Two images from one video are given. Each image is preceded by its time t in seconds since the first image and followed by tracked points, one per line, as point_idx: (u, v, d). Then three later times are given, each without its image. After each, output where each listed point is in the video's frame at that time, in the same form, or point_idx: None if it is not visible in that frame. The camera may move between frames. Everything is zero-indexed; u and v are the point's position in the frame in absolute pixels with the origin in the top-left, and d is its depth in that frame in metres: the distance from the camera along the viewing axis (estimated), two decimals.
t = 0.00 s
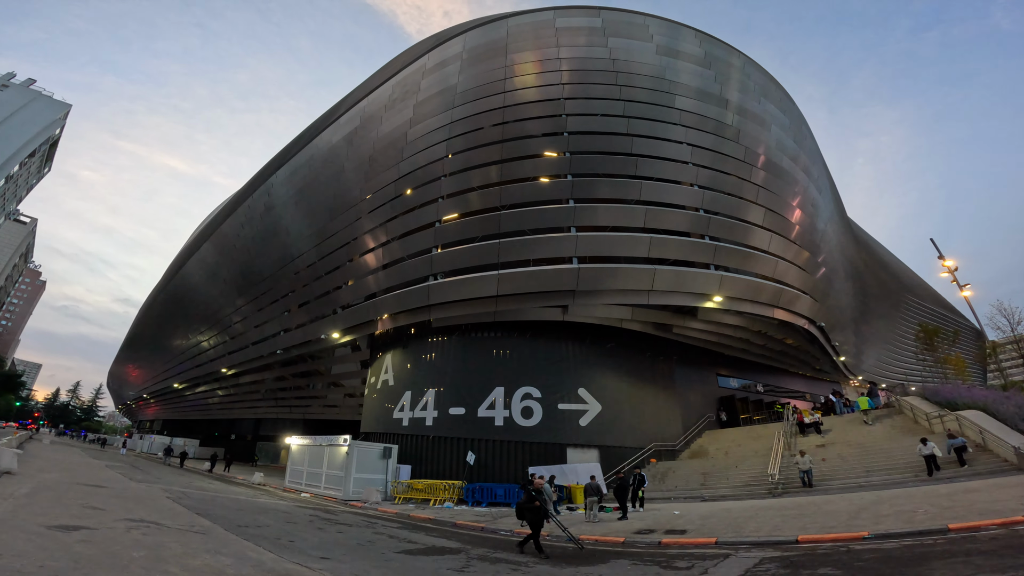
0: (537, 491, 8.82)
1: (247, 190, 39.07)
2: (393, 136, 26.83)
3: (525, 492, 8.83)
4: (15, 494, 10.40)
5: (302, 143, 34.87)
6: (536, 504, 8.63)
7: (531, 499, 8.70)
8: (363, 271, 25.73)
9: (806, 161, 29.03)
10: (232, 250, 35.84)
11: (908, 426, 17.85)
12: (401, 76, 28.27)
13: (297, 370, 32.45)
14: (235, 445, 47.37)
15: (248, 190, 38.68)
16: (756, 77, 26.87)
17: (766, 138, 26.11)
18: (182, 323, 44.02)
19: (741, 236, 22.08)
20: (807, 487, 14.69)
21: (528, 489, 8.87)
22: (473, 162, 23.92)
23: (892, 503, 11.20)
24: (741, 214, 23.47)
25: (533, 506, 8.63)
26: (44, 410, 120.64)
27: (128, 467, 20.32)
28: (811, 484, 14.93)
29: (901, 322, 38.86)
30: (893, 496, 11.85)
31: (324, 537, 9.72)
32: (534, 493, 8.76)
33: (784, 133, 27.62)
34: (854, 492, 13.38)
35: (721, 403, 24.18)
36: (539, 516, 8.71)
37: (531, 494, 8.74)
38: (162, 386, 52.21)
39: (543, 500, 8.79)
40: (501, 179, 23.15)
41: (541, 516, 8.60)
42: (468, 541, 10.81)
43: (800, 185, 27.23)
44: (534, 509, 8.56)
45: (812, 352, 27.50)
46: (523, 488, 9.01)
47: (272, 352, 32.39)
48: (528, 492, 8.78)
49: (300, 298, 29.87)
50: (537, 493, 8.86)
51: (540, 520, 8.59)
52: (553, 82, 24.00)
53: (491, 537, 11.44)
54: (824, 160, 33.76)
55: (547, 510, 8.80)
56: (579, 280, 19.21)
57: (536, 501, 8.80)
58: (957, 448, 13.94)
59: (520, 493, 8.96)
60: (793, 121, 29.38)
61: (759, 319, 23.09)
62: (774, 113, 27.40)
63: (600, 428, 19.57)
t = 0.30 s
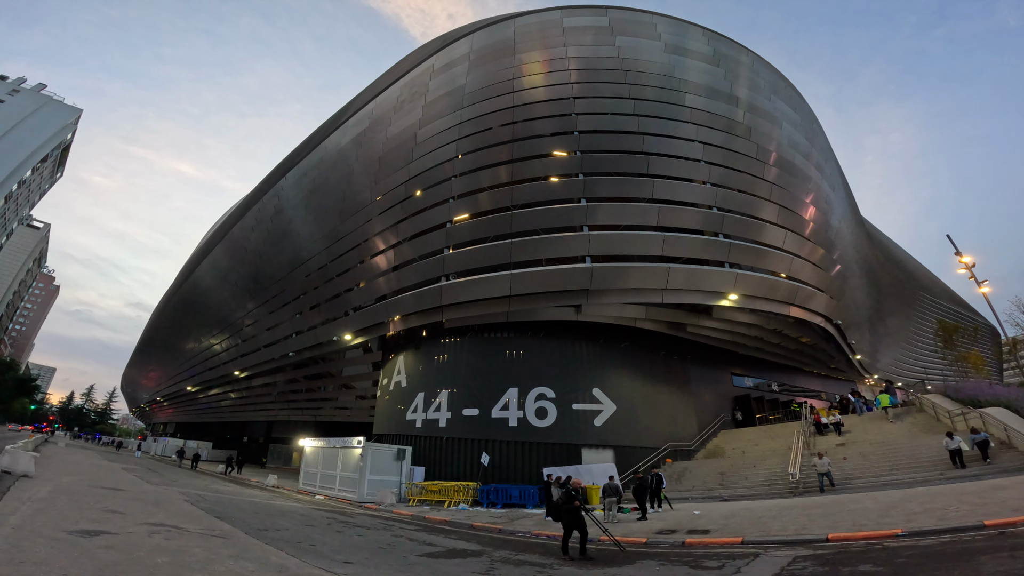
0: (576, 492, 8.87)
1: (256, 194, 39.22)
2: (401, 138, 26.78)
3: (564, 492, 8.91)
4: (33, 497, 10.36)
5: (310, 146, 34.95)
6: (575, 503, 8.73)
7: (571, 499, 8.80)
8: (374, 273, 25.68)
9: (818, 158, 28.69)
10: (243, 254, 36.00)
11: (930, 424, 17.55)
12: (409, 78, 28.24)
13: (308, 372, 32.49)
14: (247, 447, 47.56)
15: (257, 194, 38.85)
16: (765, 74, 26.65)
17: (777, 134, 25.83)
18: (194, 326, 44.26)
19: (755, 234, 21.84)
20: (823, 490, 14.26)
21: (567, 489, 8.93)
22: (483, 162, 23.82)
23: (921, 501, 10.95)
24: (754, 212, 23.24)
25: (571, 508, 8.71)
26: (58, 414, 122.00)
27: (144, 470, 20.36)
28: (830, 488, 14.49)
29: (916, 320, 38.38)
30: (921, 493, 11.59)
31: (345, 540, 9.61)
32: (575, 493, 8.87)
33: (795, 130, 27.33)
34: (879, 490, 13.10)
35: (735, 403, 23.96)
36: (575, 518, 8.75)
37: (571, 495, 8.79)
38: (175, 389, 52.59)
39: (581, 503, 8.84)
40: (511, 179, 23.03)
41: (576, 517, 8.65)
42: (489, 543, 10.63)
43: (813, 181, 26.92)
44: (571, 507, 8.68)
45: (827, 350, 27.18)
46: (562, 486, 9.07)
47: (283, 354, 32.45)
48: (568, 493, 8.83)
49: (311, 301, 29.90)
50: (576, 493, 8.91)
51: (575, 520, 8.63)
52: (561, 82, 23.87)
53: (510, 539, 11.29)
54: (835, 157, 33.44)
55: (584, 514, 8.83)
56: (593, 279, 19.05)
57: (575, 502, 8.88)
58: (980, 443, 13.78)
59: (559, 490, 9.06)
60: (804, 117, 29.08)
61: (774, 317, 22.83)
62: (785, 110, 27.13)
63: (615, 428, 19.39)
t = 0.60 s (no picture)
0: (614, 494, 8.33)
1: (261, 196, 39.20)
2: (406, 138, 26.66)
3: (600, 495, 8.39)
4: (43, 501, 10.25)
5: (315, 147, 34.91)
6: (612, 509, 8.23)
7: (607, 504, 8.27)
8: (380, 274, 25.57)
9: (826, 155, 28.47)
10: (248, 255, 35.97)
11: (945, 422, 17.34)
12: (413, 78, 28.13)
13: (315, 373, 32.41)
14: (254, 448, 47.56)
15: (262, 196, 38.84)
16: (771, 72, 26.47)
17: (785, 132, 25.64)
18: (200, 328, 44.30)
19: (764, 232, 21.65)
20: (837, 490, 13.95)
21: (604, 491, 8.42)
22: (489, 162, 23.68)
23: (943, 499, 10.74)
24: (763, 210, 23.06)
25: (609, 512, 8.20)
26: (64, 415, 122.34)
27: (152, 472, 20.27)
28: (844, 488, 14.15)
29: (926, 318, 38.11)
30: (942, 492, 11.37)
31: (359, 544, 9.45)
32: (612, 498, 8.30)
33: (803, 128, 27.14)
34: (896, 490, 12.91)
35: (745, 402, 23.78)
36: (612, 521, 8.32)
37: (608, 498, 8.27)
38: (182, 391, 52.64)
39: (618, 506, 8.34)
40: (518, 179, 22.89)
41: (614, 523, 8.25)
42: (504, 546, 10.45)
43: (822, 179, 26.70)
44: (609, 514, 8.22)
45: (837, 349, 26.96)
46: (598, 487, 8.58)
47: (290, 356, 32.38)
48: (605, 495, 8.31)
49: (317, 302, 29.82)
50: (614, 495, 8.39)
51: (613, 526, 8.23)
52: (567, 81, 23.73)
53: (525, 541, 11.12)
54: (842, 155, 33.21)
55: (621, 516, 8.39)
56: (602, 278, 18.88)
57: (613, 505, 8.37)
58: (994, 440, 13.69)
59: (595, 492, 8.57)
60: (811, 115, 28.87)
61: (784, 316, 22.64)
62: (792, 108, 26.94)
63: (625, 428, 19.23)
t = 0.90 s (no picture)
0: (651, 489, 7.64)
1: (265, 196, 39.11)
2: (411, 137, 26.51)
3: (636, 491, 7.69)
4: (51, 503, 10.11)
5: (318, 147, 34.81)
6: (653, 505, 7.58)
7: (647, 500, 7.61)
8: (385, 273, 25.41)
9: (832, 153, 28.27)
10: (253, 255, 35.87)
11: (959, 420, 17.16)
12: (417, 77, 27.99)
13: (320, 373, 32.29)
14: (259, 449, 47.48)
15: (266, 196, 38.75)
16: (777, 69, 26.32)
17: (792, 129, 25.45)
18: (204, 328, 44.23)
19: (773, 229, 21.49)
20: (850, 489, 13.70)
21: (640, 487, 7.72)
22: (495, 160, 23.49)
23: (964, 496, 10.55)
24: (772, 207, 22.89)
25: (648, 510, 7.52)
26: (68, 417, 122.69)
27: (158, 472, 20.13)
28: (858, 487, 13.88)
29: (934, 317, 37.90)
30: (963, 489, 11.17)
31: (373, 546, 9.29)
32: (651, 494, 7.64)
33: (809, 125, 26.96)
34: (914, 488, 12.72)
35: (754, 401, 23.63)
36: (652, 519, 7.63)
37: (646, 495, 7.58)
38: (186, 391, 52.62)
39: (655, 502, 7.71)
40: (524, 176, 22.73)
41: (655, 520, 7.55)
42: (519, 546, 10.29)
43: (829, 176, 26.51)
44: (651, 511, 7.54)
45: (845, 347, 26.78)
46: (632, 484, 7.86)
47: (294, 356, 32.26)
48: (641, 492, 7.62)
49: (322, 302, 29.68)
50: (650, 491, 7.71)
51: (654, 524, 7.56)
52: (572, 79, 23.57)
53: (538, 542, 10.94)
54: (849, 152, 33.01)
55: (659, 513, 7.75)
56: (611, 276, 18.71)
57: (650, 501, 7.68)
58: (1005, 435, 13.73)
59: (628, 488, 7.87)
60: (817, 112, 28.68)
61: (793, 313, 22.48)
62: (798, 105, 26.77)
63: (635, 427, 19.06)
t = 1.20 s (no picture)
0: (697, 492, 7.28)
1: (268, 196, 38.98)
2: (414, 135, 26.33)
3: (681, 492, 7.39)
4: (55, 506, 9.94)
5: (321, 147, 34.67)
6: (696, 509, 7.15)
7: (691, 502, 7.20)
8: (389, 273, 25.23)
9: (839, 150, 28.05)
10: (256, 256, 35.74)
11: (973, 418, 16.90)
12: (420, 76, 27.80)
13: (324, 373, 32.15)
14: (263, 449, 47.37)
15: (269, 196, 38.61)
16: (782, 67, 26.14)
17: (798, 127, 25.23)
18: (208, 329, 44.13)
19: (781, 227, 21.28)
20: (863, 490, 13.47)
21: (685, 488, 7.40)
22: (500, 158, 23.30)
23: (986, 494, 10.33)
24: (779, 204, 22.69)
25: (691, 512, 7.13)
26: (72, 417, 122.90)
27: (163, 474, 19.98)
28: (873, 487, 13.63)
29: (941, 317, 37.65)
30: (984, 487, 10.95)
31: (384, 550, 9.12)
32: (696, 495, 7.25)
33: (816, 122, 26.76)
34: (931, 487, 12.51)
35: (762, 400, 23.43)
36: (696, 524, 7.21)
37: (690, 496, 7.23)
38: (190, 391, 52.53)
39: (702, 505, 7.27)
40: (529, 175, 22.54)
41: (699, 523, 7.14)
42: (532, 549, 10.10)
43: (836, 174, 26.31)
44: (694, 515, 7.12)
45: (853, 345, 26.57)
46: (676, 485, 7.57)
47: (298, 356, 32.12)
48: (686, 493, 7.29)
49: (325, 302, 29.53)
50: (696, 493, 7.35)
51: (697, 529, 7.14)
52: (576, 76, 23.36)
53: (550, 544, 10.77)
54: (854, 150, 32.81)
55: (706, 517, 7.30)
56: (619, 274, 18.53)
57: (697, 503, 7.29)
58: (1020, 433, 13.51)
59: (673, 490, 7.58)
60: (823, 110, 28.48)
61: (802, 312, 22.28)
62: (804, 103, 26.58)
63: (643, 426, 18.88)
